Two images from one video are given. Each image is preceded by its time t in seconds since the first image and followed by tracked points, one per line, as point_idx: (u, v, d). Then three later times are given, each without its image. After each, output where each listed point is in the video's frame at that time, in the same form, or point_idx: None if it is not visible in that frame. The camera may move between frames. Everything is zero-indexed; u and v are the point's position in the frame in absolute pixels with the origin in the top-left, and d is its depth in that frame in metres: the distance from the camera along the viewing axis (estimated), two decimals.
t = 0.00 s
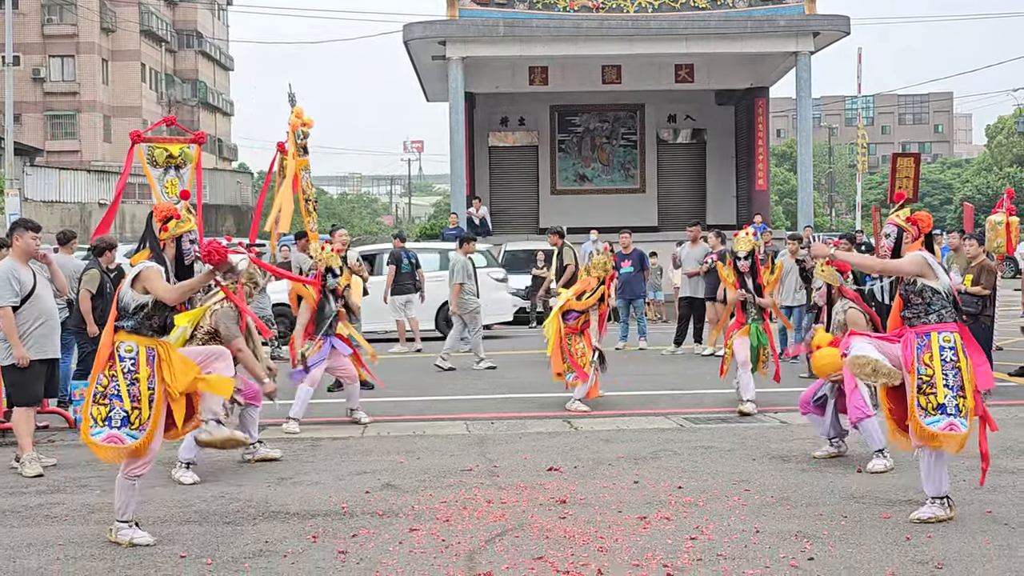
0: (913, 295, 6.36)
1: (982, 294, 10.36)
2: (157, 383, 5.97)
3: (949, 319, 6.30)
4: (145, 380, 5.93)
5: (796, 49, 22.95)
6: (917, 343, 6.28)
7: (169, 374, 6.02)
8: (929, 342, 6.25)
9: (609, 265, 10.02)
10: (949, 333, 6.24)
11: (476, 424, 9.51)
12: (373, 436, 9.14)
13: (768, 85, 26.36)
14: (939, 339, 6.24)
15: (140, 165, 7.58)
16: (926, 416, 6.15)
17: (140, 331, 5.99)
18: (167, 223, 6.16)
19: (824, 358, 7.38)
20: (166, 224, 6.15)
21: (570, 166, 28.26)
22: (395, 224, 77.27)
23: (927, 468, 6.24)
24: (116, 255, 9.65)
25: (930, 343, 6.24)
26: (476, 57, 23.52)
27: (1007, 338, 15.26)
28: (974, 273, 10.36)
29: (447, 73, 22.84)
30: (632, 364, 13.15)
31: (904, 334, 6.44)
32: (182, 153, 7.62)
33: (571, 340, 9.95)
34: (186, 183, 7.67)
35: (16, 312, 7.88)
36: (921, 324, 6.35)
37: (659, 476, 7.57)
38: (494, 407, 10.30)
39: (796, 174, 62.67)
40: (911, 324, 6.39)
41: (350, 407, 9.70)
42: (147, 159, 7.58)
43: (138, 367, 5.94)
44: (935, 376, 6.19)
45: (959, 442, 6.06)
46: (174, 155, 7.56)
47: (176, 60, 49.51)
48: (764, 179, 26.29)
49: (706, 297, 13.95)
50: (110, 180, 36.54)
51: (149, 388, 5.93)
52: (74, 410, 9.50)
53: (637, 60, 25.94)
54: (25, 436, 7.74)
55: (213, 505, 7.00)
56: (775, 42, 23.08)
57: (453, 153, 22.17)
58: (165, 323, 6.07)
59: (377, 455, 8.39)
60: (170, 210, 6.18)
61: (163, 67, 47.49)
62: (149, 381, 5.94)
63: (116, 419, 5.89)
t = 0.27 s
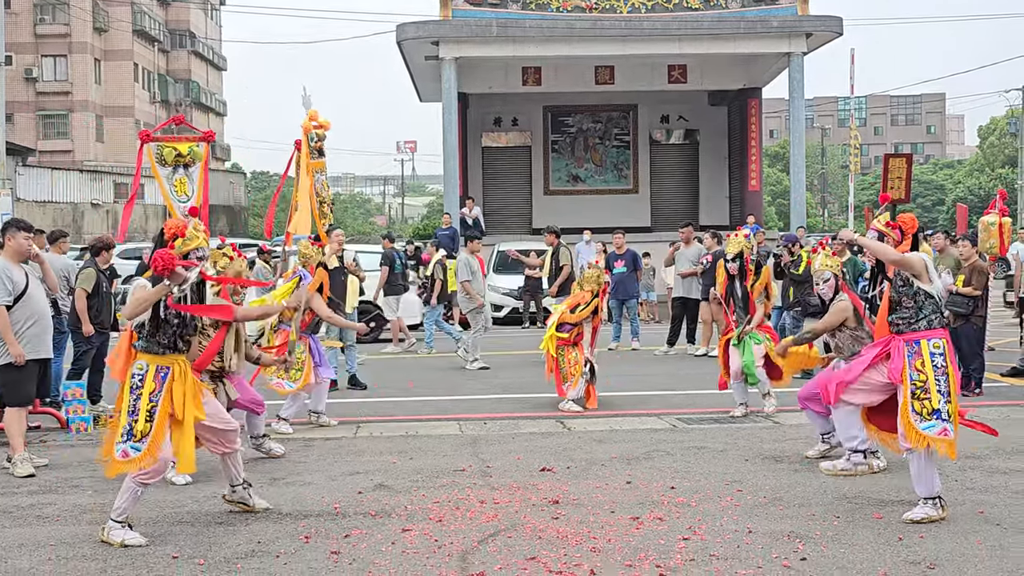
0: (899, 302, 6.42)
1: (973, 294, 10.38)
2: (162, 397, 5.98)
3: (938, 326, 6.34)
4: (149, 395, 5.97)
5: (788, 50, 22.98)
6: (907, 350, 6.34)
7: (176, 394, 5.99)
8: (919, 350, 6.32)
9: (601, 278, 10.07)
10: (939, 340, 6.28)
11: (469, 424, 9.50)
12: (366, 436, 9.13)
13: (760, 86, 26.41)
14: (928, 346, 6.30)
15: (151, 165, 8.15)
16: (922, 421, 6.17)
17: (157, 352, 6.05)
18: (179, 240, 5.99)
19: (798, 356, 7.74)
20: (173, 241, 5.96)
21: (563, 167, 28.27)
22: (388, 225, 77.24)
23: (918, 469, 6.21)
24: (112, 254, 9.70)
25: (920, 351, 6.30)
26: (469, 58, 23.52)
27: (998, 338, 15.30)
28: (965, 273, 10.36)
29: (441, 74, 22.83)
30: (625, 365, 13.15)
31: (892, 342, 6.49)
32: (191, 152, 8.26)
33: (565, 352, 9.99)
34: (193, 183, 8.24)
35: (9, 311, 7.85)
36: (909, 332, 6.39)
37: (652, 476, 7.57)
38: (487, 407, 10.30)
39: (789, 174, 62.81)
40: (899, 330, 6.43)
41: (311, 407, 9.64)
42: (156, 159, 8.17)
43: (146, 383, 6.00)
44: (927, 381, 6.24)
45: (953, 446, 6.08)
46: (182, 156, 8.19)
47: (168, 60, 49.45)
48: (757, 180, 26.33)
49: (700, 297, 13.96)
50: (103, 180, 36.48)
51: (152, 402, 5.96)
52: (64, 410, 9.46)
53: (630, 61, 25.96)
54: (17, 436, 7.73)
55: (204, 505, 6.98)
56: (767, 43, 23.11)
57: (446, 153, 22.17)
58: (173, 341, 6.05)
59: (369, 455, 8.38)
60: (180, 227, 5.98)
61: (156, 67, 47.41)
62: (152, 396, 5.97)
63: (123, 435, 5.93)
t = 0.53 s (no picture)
0: (871, 332, 6.47)
1: (963, 295, 10.42)
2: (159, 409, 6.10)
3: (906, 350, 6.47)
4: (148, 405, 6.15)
5: (779, 51, 23.01)
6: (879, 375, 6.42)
7: (183, 410, 6.09)
8: (892, 374, 6.40)
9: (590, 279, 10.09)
10: (909, 362, 6.43)
11: (460, 425, 9.50)
12: (357, 436, 9.12)
13: (751, 87, 26.44)
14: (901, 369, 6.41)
15: (161, 165, 10.24)
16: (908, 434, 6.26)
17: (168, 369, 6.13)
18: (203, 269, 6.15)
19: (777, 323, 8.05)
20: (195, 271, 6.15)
21: (554, 167, 28.28)
22: (380, 225, 77.13)
23: (898, 470, 6.26)
24: (102, 255, 9.79)
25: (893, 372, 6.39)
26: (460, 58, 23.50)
27: (988, 339, 15.34)
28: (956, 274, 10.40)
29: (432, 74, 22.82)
30: (617, 365, 13.16)
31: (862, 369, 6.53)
32: (199, 155, 10.30)
33: (557, 355, 10.00)
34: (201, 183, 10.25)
35: None
36: (881, 358, 6.47)
37: (642, 477, 7.57)
38: (478, 408, 10.29)
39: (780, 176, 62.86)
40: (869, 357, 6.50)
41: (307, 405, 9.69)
42: (166, 162, 10.27)
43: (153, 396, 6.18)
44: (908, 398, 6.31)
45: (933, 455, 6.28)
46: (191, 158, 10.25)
47: (159, 60, 49.34)
48: (748, 180, 26.38)
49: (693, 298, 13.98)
50: (93, 180, 36.37)
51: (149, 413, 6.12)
52: (55, 411, 9.42)
53: (621, 62, 25.97)
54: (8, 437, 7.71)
55: (195, 506, 6.97)
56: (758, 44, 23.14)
57: (438, 153, 22.15)
58: (188, 365, 6.14)
59: (360, 456, 8.38)
60: (201, 256, 6.13)
61: (147, 67, 47.29)
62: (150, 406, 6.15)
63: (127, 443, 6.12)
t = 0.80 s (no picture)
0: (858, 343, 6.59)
1: (957, 296, 10.44)
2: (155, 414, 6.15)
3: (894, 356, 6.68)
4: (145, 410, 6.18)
5: (774, 51, 23.01)
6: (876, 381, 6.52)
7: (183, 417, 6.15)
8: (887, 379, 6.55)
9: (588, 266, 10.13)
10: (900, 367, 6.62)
11: (454, 424, 9.50)
12: (351, 436, 9.12)
13: (746, 87, 26.46)
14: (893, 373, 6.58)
15: (176, 166, 10.26)
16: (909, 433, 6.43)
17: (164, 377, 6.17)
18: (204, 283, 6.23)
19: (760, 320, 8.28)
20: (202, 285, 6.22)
21: (549, 167, 28.28)
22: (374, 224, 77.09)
23: (900, 467, 6.28)
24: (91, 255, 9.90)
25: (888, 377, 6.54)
26: (455, 58, 23.48)
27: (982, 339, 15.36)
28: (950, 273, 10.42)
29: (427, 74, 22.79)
30: (612, 365, 13.17)
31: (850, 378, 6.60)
32: (214, 155, 10.30)
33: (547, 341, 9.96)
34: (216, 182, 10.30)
35: None
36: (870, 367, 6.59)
37: (636, 477, 7.58)
38: (473, 407, 10.30)
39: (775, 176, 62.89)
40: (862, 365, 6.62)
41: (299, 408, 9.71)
42: (182, 162, 10.28)
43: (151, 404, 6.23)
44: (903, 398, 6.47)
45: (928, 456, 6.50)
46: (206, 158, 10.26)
47: (154, 59, 49.26)
48: (743, 180, 26.41)
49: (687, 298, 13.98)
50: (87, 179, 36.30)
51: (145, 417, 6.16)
52: (48, 411, 9.41)
53: (616, 62, 25.96)
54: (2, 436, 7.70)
55: (189, 506, 6.96)
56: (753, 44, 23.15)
57: (432, 153, 22.14)
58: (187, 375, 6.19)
59: (354, 455, 8.38)
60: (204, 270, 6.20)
61: (141, 66, 47.21)
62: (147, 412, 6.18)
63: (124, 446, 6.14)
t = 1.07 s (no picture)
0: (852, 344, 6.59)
1: (952, 294, 10.44)
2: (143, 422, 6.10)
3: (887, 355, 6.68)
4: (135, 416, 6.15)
5: (771, 49, 23.01)
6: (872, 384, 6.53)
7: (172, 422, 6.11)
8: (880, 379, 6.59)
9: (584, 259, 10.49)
10: (893, 366, 6.64)
11: (450, 422, 9.51)
12: (347, 434, 9.12)
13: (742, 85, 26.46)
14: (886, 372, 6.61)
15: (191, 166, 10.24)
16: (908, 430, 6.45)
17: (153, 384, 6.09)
18: (197, 289, 6.40)
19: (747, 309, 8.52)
20: (197, 292, 6.40)
21: (546, 164, 28.27)
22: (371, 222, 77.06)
23: (897, 462, 6.30)
24: (82, 251, 9.54)
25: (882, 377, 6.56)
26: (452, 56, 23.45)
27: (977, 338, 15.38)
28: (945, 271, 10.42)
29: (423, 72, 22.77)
30: (609, 363, 13.19)
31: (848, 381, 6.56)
32: (227, 154, 10.22)
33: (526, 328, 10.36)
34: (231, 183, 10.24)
35: None
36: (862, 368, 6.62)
37: (632, 476, 7.59)
38: (469, 405, 10.30)
39: (771, 174, 62.95)
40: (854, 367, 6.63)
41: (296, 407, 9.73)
42: (197, 162, 10.22)
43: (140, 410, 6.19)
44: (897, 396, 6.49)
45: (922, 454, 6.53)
46: (220, 158, 10.18)
47: (150, 57, 49.21)
48: (739, 178, 26.43)
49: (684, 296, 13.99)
50: (83, 176, 36.25)
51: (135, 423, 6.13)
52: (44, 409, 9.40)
53: (613, 59, 25.95)
54: None
55: (184, 504, 6.96)
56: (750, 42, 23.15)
57: (428, 151, 22.12)
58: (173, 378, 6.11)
59: (351, 453, 8.38)
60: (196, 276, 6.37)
61: (137, 64, 47.16)
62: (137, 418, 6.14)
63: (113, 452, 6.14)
